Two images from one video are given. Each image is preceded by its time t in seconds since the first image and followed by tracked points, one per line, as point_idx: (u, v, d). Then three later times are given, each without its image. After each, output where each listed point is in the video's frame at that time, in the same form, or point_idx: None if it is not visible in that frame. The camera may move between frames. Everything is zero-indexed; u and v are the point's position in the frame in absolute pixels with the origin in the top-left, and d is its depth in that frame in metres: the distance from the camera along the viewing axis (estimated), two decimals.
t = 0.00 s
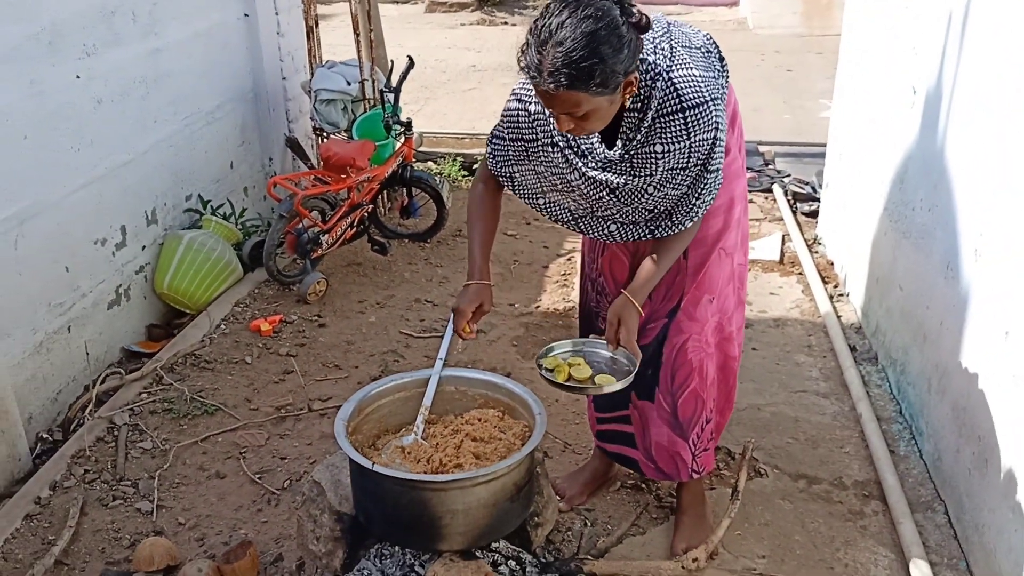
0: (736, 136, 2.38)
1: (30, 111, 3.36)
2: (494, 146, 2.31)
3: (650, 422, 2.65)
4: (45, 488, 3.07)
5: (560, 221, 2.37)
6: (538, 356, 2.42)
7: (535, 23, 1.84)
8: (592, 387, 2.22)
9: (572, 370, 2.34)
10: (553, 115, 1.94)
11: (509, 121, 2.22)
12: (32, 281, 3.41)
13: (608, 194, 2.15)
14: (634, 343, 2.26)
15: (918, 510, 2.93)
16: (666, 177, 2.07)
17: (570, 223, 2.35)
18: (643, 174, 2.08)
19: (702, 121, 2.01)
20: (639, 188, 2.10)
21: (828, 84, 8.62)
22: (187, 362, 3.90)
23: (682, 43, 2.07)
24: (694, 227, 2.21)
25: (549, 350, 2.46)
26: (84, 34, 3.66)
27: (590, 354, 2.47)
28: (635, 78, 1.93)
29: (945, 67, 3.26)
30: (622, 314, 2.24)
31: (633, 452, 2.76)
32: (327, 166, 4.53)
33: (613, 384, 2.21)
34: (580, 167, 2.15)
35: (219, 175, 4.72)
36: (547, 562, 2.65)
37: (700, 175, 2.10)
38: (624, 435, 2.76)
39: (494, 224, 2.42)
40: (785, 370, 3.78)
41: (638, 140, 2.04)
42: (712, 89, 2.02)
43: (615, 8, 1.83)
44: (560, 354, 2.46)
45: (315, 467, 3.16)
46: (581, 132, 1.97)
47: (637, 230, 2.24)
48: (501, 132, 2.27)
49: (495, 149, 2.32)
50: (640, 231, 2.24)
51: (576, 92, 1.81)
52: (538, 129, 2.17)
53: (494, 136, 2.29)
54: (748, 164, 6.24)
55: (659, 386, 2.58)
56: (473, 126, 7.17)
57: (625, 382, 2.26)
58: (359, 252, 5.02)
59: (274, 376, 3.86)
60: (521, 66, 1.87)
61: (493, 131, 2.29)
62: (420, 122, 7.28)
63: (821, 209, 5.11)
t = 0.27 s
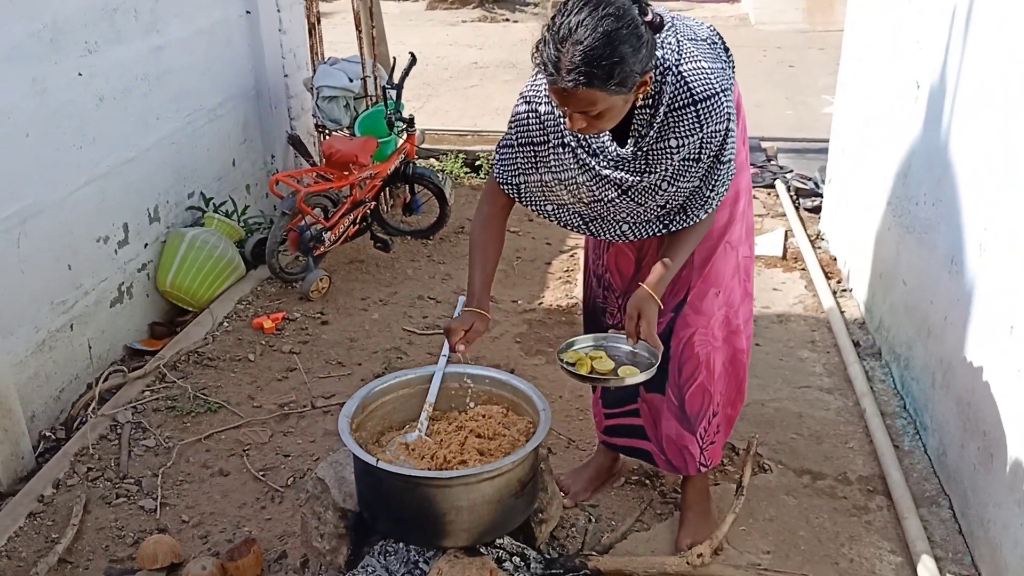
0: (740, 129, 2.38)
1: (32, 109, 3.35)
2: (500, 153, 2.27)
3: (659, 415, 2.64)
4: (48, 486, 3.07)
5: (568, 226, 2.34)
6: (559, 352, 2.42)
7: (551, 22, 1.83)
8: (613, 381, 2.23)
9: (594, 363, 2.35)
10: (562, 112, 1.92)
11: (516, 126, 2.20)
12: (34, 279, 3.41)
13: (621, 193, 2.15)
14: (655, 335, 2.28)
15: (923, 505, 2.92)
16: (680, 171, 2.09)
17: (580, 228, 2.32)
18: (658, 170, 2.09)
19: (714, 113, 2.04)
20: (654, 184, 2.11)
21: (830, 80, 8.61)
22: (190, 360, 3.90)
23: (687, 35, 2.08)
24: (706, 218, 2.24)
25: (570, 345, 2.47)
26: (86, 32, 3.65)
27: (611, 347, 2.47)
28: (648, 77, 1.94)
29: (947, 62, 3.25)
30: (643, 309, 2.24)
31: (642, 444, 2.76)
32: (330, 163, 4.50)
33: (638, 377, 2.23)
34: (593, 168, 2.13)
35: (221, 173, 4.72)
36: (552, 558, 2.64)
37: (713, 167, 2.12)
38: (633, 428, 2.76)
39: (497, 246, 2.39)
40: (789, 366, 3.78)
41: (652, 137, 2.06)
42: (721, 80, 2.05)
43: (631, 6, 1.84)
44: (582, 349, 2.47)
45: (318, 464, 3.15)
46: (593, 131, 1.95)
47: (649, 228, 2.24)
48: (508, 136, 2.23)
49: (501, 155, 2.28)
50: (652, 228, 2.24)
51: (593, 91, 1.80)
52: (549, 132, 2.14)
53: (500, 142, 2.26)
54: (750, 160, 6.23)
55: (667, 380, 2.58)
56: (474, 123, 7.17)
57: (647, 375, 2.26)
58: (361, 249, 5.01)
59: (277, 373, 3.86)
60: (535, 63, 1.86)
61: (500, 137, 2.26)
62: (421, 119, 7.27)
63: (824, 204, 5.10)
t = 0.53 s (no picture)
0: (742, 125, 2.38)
1: (31, 108, 3.35)
2: (498, 144, 2.26)
3: (661, 411, 2.65)
4: (48, 486, 3.06)
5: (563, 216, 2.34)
6: (574, 355, 2.43)
7: (566, 24, 1.83)
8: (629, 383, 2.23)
9: (609, 367, 2.35)
10: (583, 118, 1.90)
11: (519, 122, 2.19)
12: (33, 279, 3.41)
13: (626, 193, 2.15)
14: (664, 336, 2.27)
15: (923, 502, 2.93)
16: (689, 171, 2.11)
17: (579, 220, 2.31)
18: (667, 170, 2.10)
19: (724, 115, 2.06)
20: (661, 184, 2.12)
21: (828, 78, 8.61)
22: (190, 359, 3.90)
23: (696, 36, 2.09)
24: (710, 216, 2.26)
25: (583, 348, 2.47)
26: (84, 31, 3.65)
27: (625, 351, 2.47)
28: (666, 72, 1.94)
29: (947, 58, 3.26)
30: (653, 311, 2.24)
31: (645, 441, 2.76)
32: (328, 162, 4.49)
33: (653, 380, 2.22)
34: (599, 169, 2.12)
35: (219, 172, 4.71)
36: (553, 556, 2.64)
37: (719, 167, 2.15)
38: (633, 426, 2.77)
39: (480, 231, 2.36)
40: (789, 363, 3.78)
41: (663, 137, 2.06)
42: (731, 82, 2.06)
43: (645, 5, 1.85)
44: (595, 352, 2.47)
45: (319, 463, 3.16)
46: (610, 133, 1.94)
47: (649, 224, 2.24)
48: (508, 130, 2.23)
49: (501, 149, 2.27)
50: (653, 224, 2.24)
51: (615, 90, 1.79)
52: (553, 131, 2.12)
53: (500, 134, 2.25)
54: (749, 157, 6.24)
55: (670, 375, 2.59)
56: (473, 122, 7.17)
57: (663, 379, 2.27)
58: (361, 248, 5.01)
59: (277, 372, 3.86)
60: (555, 70, 1.84)
61: (499, 129, 2.25)
62: (420, 118, 7.27)
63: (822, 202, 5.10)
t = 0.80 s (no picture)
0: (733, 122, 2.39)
1: (26, 107, 3.35)
2: (496, 147, 2.28)
3: (664, 406, 2.65)
4: (45, 486, 3.06)
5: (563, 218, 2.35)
6: (582, 356, 2.45)
7: (573, 27, 1.82)
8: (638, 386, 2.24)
9: (618, 367, 2.37)
10: (603, 119, 1.89)
11: (516, 124, 2.20)
12: (29, 278, 3.40)
13: (624, 194, 2.16)
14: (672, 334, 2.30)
15: (918, 498, 2.94)
16: (686, 171, 2.12)
17: (579, 223, 2.33)
18: (664, 171, 2.11)
19: (720, 114, 2.08)
20: (658, 184, 2.13)
21: (824, 76, 8.63)
22: (186, 359, 3.90)
23: (690, 36, 2.09)
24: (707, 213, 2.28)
25: (592, 350, 2.49)
26: (80, 30, 3.65)
27: (634, 351, 2.50)
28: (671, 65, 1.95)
29: (942, 57, 3.26)
30: (657, 310, 2.26)
31: (644, 438, 2.77)
32: (325, 161, 4.50)
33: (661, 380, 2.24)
34: (595, 172, 2.12)
35: (216, 171, 4.71)
36: (550, 554, 2.65)
37: (715, 164, 2.17)
38: (630, 424, 2.78)
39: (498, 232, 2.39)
40: (784, 361, 3.79)
41: (658, 140, 2.06)
42: (726, 81, 2.07)
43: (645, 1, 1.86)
44: (603, 353, 2.49)
45: (317, 462, 3.16)
46: (631, 131, 1.94)
47: (648, 223, 2.26)
48: (507, 133, 2.24)
49: (500, 151, 2.28)
50: (651, 223, 2.27)
51: (641, 79, 1.80)
52: (551, 135, 2.13)
53: (499, 136, 2.27)
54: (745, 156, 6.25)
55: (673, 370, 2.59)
56: (469, 120, 7.17)
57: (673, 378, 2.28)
58: (357, 247, 5.01)
59: (274, 371, 3.86)
60: (572, 76, 1.82)
61: (498, 133, 2.27)
62: (416, 117, 7.27)
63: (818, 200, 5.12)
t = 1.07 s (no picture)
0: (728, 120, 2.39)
1: (21, 105, 3.34)
2: (493, 150, 2.27)
3: (663, 404, 2.65)
4: (40, 486, 3.05)
5: (563, 225, 2.35)
6: (583, 351, 2.45)
7: (560, 16, 1.82)
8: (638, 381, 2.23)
9: (620, 361, 2.35)
10: (586, 108, 1.89)
11: (513, 122, 2.19)
12: (24, 277, 3.39)
13: (622, 188, 2.16)
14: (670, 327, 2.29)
15: (914, 498, 2.95)
16: (683, 164, 2.12)
17: (577, 225, 2.33)
18: (661, 164, 2.11)
19: (716, 106, 2.08)
20: (657, 178, 2.14)
21: (821, 76, 8.64)
22: (182, 358, 3.89)
23: (683, 29, 2.08)
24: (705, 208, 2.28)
25: (594, 344, 2.49)
26: (75, 27, 3.63)
27: (636, 345, 2.48)
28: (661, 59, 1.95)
29: (939, 55, 3.26)
30: (658, 304, 2.26)
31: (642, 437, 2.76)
32: (322, 160, 4.49)
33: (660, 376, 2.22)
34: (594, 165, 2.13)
35: (212, 170, 4.70)
36: (547, 554, 2.65)
37: (712, 157, 2.18)
38: (627, 423, 2.77)
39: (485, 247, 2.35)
40: (781, 360, 3.80)
41: (655, 132, 2.07)
42: (721, 73, 2.07)
43: None
44: (606, 347, 2.49)
45: (313, 461, 3.15)
46: (618, 122, 1.94)
47: (647, 221, 2.26)
48: (502, 135, 2.24)
49: (496, 154, 2.27)
50: (650, 220, 2.27)
51: (626, 70, 1.80)
52: (547, 131, 2.13)
53: (495, 140, 2.26)
54: (741, 156, 6.25)
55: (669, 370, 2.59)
56: (466, 120, 7.16)
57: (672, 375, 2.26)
58: (354, 246, 5.01)
59: (271, 371, 3.85)
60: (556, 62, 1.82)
61: (494, 137, 2.27)
62: (413, 116, 7.27)
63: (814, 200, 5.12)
